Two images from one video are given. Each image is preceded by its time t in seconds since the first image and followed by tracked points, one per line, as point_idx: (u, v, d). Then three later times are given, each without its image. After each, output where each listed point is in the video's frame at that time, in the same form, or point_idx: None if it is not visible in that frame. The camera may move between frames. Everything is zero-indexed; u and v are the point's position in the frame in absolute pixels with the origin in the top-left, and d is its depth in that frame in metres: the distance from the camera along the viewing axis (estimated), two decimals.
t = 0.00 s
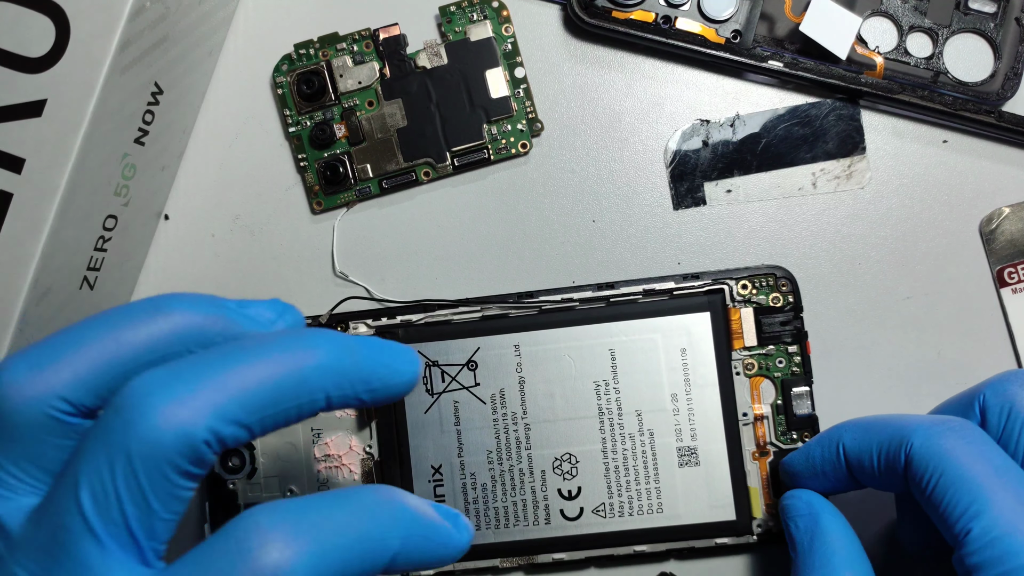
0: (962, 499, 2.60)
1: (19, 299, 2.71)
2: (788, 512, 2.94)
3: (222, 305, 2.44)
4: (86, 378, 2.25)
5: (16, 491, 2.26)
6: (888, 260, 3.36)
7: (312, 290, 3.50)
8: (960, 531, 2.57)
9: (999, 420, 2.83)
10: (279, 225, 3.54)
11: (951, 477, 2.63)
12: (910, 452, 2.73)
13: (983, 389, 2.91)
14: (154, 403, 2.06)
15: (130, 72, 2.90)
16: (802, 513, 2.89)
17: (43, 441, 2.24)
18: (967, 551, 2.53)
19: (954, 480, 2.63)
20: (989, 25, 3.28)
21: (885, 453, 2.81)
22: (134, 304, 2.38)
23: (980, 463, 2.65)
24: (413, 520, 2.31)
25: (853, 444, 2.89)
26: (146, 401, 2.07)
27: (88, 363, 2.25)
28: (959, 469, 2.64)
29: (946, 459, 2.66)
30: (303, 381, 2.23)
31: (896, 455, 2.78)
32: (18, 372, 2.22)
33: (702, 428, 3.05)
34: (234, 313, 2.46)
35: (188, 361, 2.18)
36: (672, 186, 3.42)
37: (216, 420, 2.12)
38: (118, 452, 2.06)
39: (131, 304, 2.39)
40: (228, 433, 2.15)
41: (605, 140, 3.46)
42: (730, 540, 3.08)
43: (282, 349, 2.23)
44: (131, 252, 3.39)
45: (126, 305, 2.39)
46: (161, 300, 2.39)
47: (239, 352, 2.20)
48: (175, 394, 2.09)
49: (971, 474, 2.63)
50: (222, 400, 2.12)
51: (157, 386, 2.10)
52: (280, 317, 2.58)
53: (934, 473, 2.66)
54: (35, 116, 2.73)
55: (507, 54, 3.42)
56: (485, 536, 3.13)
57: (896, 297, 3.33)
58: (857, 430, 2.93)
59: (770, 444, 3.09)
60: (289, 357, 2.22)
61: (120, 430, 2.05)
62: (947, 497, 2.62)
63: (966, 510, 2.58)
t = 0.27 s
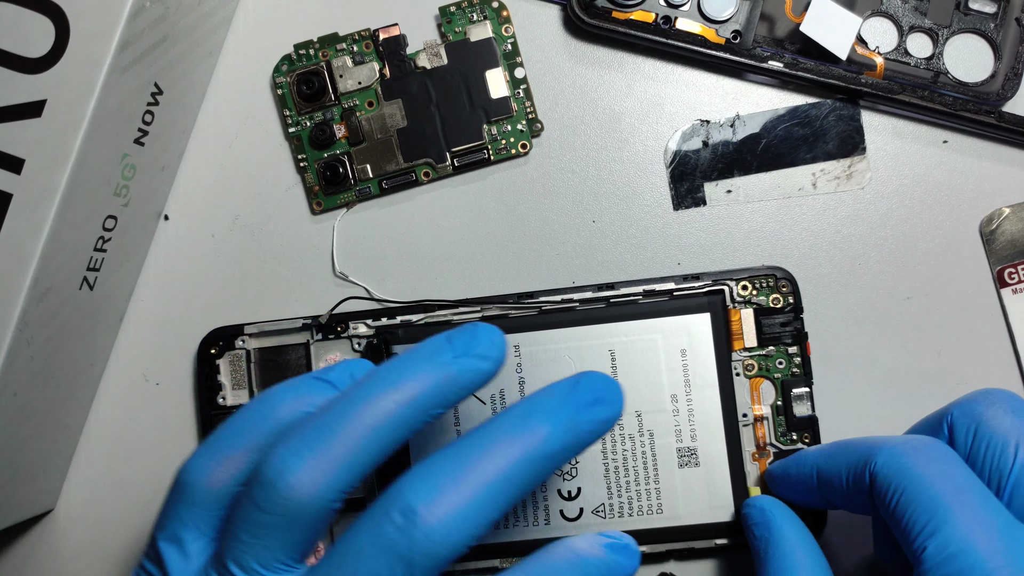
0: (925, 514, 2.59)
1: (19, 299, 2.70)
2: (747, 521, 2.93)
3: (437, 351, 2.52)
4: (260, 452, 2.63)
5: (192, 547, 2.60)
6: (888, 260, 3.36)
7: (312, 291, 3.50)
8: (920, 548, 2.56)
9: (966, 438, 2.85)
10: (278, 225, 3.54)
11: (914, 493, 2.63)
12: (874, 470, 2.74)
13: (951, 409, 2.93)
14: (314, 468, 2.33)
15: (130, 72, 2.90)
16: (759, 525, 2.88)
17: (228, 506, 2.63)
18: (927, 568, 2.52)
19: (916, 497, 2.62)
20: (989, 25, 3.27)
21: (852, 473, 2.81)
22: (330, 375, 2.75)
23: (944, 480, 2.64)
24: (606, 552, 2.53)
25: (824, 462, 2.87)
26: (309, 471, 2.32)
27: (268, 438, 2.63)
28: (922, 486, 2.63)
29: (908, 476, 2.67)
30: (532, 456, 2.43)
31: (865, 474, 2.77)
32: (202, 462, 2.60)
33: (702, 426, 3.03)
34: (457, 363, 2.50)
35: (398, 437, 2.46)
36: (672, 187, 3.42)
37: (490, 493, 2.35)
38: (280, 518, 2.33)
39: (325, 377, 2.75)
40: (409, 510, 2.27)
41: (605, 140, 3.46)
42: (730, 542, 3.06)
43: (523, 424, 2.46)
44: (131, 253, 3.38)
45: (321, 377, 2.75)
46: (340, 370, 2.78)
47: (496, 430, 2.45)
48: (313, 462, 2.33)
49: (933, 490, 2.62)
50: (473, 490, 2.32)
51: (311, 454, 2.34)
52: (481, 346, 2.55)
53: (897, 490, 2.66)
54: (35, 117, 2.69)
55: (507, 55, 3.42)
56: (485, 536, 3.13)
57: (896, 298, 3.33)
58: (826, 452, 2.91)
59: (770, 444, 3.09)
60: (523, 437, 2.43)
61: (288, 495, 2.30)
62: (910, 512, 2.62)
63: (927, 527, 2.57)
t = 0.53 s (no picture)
0: (887, 503, 2.57)
1: (19, 299, 2.70)
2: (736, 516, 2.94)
3: (518, 372, 2.90)
4: (331, 464, 2.96)
5: (282, 549, 2.98)
6: (888, 260, 3.36)
7: (312, 291, 3.50)
8: (879, 534, 2.54)
9: (939, 438, 2.79)
10: (278, 225, 3.54)
11: (881, 480, 2.61)
12: (849, 457, 2.72)
13: (926, 407, 2.87)
14: (429, 471, 2.83)
15: (130, 72, 2.90)
16: (746, 522, 2.87)
17: (310, 508, 3.01)
18: (883, 554, 2.50)
19: (881, 484, 2.60)
20: (989, 25, 3.27)
21: (829, 463, 2.80)
22: (383, 381, 2.96)
23: (912, 470, 2.61)
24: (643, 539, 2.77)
25: (807, 460, 2.88)
26: (425, 474, 2.82)
27: (336, 449, 2.96)
28: (890, 473, 2.61)
29: (879, 463, 2.64)
30: (594, 475, 2.81)
31: (839, 466, 2.76)
32: (281, 475, 2.94)
33: (702, 429, 3.03)
34: (540, 382, 2.88)
35: (487, 451, 2.88)
36: (672, 187, 3.42)
37: (557, 506, 2.78)
38: (392, 520, 2.81)
39: (378, 384, 2.96)
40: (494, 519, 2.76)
41: (605, 141, 3.46)
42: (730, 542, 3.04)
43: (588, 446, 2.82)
44: (130, 253, 3.39)
45: (375, 385, 2.96)
46: (393, 374, 2.98)
47: (570, 450, 2.83)
48: (429, 466, 2.83)
49: (900, 478, 2.59)
50: (546, 501, 2.77)
51: (424, 459, 2.84)
52: (552, 367, 2.90)
53: (867, 477, 2.64)
54: (35, 116, 2.71)
55: (507, 55, 3.42)
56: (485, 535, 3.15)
57: (896, 298, 3.33)
58: (810, 448, 2.92)
59: (770, 445, 3.09)
60: (588, 459, 2.80)
61: (406, 503, 2.79)
62: (874, 501, 2.60)
63: (888, 513, 2.55)
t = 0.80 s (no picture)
0: (865, 471, 2.73)
1: (20, 299, 2.70)
2: (745, 496, 2.98)
3: (546, 386, 2.96)
4: (344, 454, 3.04)
5: (297, 539, 3.03)
6: (888, 260, 3.36)
7: (312, 290, 3.50)
8: (851, 498, 2.72)
9: (920, 417, 2.94)
10: (278, 225, 3.54)
11: (862, 450, 2.77)
12: (837, 427, 2.87)
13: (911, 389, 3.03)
14: (464, 470, 2.90)
15: (130, 73, 2.90)
16: (755, 505, 2.90)
17: (325, 500, 3.07)
18: (851, 516, 2.68)
19: (861, 453, 2.76)
20: (989, 25, 3.28)
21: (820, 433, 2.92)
22: (380, 366, 3.00)
23: (893, 444, 2.77)
24: (657, 541, 2.82)
25: (802, 433, 2.95)
26: (458, 473, 2.90)
27: (350, 440, 3.03)
28: (871, 445, 2.77)
29: (863, 435, 2.80)
30: (613, 482, 2.90)
31: (837, 439, 2.85)
32: (296, 468, 2.99)
33: (703, 428, 3.02)
34: (564, 396, 2.94)
35: (513, 457, 2.97)
36: (671, 186, 3.42)
37: (578, 508, 2.88)
38: (419, 517, 2.89)
39: (376, 369, 3.00)
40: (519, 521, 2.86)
41: (605, 141, 3.47)
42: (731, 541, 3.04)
43: (610, 453, 2.91)
44: (131, 253, 3.39)
45: (372, 370, 3.00)
46: (389, 357, 3.01)
47: (595, 459, 2.92)
48: (465, 464, 2.91)
49: (880, 450, 2.75)
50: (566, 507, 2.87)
51: (456, 460, 2.91)
52: (577, 383, 2.96)
53: (850, 446, 2.80)
54: (35, 116, 2.72)
55: (507, 55, 3.42)
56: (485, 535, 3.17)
57: (896, 298, 3.34)
58: (808, 421, 2.99)
59: (770, 444, 3.10)
60: (608, 466, 2.90)
61: (439, 501, 2.88)
62: (853, 467, 2.75)
63: (862, 480, 2.72)
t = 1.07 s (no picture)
0: (862, 465, 2.78)
1: (20, 299, 2.70)
2: (746, 493, 2.99)
3: (539, 380, 2.97)
4: (333, 444, 3.04)
5: (292, 532, 3.02)
6: (888, 261, 3.36)
7: (312, 290, 3.51)
8: (845, 488, 2.78)
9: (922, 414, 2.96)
10: (278, 225, 3.54)
11: (863, 443, 2.82)
12: (843, 420, 2.91)
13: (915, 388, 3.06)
14: (456, 461, 2.90)
15: (130, 73, 2.90)
16: (754, 502, 2.91)
17: (319, 492, 3.07)
18: (842, 504, 2.74)
19: (862, 445, 2.81)
20: (989, 25, 3.28)
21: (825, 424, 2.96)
22: (357, 354, 3.01)
23: (896, 441, 2.82)
24: (649, 547, 2.81)
25: (806, 428, 2.96)
26: (451, 464, 2.90)
27: (338, 430, 3.03)
28: (874, 439, 2.82)
29: (868, 429, 2.85)
30: (607, 473, 2.90)
31: (838, 433, 2.89)
32: (289, 461, 3.00)
33: (702, 428, 3.03)
34: (557, 390, 2.94)
35: (507, 450, 2.97)
36: (671, 187, 3.42)
37: (571, 499, 2.87)
38: (412, 506, 2.87)
39: (353, 358, 3.02)
40: (511, 511, 2.84)
41: (605, 141, 3.47)
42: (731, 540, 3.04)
43: (604, 445, 2.92)
44: (131, 253, 3.39)
45: (350, 360, 3.02)
46: (365, 345, 3.03)
47: (589, 450, 2.92)
48: (457, 456, 2.91)
49: (882, 445, 2.80)
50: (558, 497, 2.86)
51: (448, 451, 2.91)
52: (570, 377, 2.97)
53: (853, 437, 2.84)
54: (35, 116, 2.72)
55: (507, 55, 3.43)
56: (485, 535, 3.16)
57: (896, 298, 3.34)
58: (811, 416, 3.02)
59: (770, 444, 3.10)
60: (601, 458, 2.90)
61: (430, 491, 2.87)
62: (850, 461, 2.81)
63: (859, 470, 2.78)
